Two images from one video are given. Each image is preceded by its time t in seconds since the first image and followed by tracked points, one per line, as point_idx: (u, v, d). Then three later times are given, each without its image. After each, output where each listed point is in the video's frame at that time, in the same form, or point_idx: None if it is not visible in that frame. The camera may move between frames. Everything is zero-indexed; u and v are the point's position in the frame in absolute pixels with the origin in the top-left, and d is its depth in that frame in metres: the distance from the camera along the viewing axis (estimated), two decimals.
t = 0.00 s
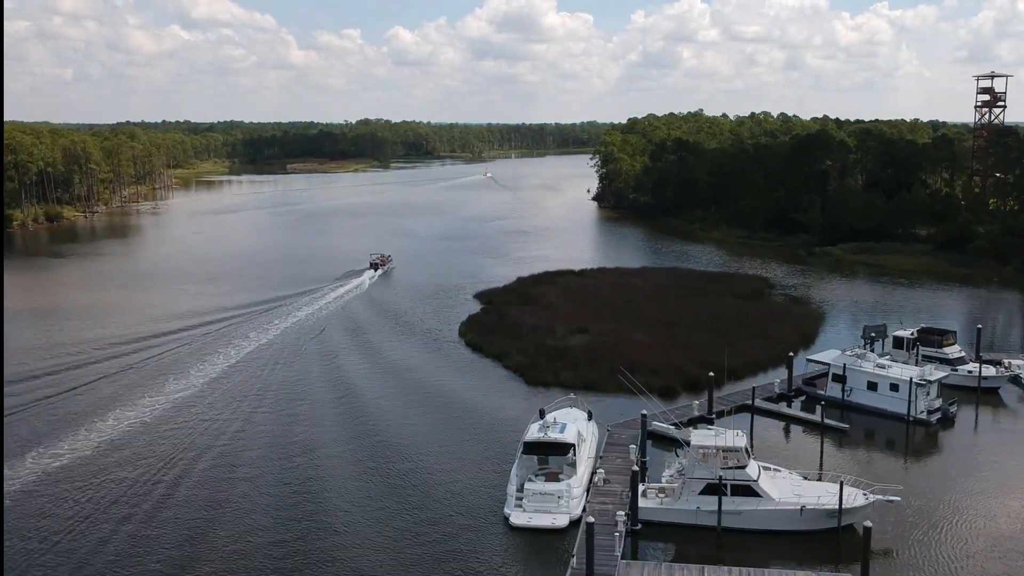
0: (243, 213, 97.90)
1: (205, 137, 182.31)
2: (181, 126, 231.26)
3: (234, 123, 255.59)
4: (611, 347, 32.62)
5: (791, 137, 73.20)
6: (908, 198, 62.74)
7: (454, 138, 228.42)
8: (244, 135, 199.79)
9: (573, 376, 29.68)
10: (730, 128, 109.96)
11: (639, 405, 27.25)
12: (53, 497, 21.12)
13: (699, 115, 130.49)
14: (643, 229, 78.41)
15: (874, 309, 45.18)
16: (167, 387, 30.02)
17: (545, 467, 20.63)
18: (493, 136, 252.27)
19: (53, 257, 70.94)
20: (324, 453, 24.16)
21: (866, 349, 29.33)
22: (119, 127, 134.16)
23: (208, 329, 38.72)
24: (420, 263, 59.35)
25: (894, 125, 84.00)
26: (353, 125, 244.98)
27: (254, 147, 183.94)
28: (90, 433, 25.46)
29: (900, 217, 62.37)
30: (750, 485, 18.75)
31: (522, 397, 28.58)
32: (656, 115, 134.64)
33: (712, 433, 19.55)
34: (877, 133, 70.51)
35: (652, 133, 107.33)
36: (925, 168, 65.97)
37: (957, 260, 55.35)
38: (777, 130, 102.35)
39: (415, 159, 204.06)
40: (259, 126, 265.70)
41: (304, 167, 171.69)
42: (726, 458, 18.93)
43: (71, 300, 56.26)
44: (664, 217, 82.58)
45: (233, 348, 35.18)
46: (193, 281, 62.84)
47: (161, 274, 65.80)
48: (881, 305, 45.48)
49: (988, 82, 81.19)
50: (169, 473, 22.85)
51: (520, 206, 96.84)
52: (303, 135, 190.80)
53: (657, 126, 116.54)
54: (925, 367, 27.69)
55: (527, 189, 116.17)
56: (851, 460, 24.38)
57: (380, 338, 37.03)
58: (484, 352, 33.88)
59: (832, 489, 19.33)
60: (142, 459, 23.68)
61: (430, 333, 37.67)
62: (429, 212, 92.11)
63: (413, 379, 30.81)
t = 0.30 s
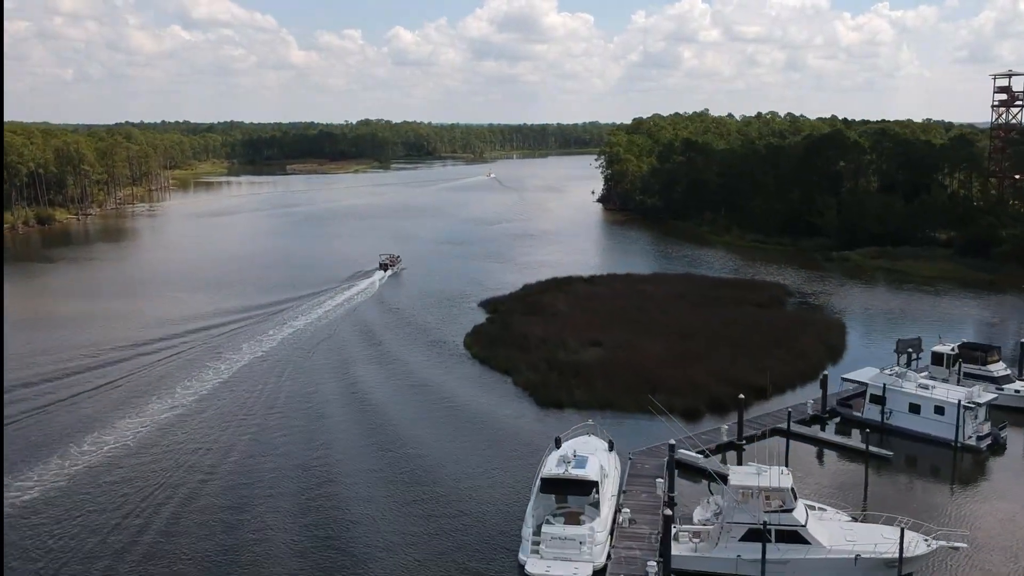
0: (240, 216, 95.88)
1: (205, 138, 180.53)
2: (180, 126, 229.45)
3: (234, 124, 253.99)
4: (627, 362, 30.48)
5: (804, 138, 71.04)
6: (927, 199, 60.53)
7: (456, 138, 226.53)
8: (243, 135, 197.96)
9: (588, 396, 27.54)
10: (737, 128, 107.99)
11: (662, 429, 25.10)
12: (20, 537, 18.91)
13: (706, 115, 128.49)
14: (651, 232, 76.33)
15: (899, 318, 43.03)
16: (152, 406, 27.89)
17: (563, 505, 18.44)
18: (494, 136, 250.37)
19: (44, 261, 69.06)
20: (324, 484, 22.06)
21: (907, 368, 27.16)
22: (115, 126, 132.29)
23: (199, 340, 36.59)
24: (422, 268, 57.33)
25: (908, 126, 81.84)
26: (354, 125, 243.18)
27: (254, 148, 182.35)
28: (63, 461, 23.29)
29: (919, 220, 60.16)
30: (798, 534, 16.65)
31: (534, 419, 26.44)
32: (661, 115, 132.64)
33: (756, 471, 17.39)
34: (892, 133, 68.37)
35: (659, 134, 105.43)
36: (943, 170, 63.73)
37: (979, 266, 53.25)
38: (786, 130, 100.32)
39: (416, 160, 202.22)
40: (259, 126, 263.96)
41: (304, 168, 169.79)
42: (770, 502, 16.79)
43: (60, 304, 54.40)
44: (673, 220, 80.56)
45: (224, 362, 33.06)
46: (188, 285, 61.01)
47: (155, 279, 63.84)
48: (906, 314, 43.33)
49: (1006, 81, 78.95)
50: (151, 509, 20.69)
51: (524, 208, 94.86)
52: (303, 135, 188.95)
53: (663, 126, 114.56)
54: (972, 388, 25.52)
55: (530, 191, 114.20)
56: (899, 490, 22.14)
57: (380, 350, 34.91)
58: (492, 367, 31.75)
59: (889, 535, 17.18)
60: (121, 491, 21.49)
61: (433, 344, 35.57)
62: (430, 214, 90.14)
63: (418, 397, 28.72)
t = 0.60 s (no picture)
0: (236, 218, 93.85)
1: (203, 139, 178.63)
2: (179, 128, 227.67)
3: (234, 124, 252.31)
4: (647, 379, 28.26)
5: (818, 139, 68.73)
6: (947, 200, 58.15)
7: (457, 139, 224.49)
8: (243, 136, 196.12)
9: (608, 421, 25.30)
10: (746, 129, 105.78)
11: (691, 458, 22.86)
12: None
13: (712, 116, 126.29)
14: (659, 236, 74.06)
15: (927, 327, 40.75)
16: (132, 431, 25.71)
17: (588, 558, 16.24)
18: (495, 136, 248.16)
19: (32, 266, 67.05)
20: (325, 526, 20.09)
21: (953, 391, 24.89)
22: (110, 126, 130.22)
23: (186, 354, 34.39)
24: (423, 274, 55.20)
25: (923, 125, 79.50)
26: (355, 126, 241.28)
27: (253, 148, 180.59)
28: (36, 497, 21.19)
29: (939, 224, 57.83)
30: None
31: (550, 449, 24.21)
32: (665, 114, 130.34)
33: (813, 520, 15.35)
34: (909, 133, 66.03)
35: (665, 134, 103.28)
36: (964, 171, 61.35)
37: (1005, 272, 50.94)
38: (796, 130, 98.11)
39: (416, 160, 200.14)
40: (259, 127, 262.17)
41: (304, 168, 167.89)
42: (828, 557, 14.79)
43: (46, 310, 52.42)
44: (681, 223, 78.38)
45: (214, 378, 30.90)
46: (180, 290, 58.98)
47: (148, 284, 61.72)
48: (935, 323, 41.04)
49: None
50: (135, 556, 18.68)
51: (527, 210, 92.72)
52: (303, 136, 187.04)
53: (670, 126, 112.41)
54: None
55: (533, 192, 111.86)
56: (959, 528, 19.88)
57: (381, 364, 32.72)
58: (501, 386, 29.49)
59: None
60: (94, 538, 19.34)
61: (437, 358, 33.31)
62: (431, 216, 87.99)
63: (423, 419, 26.67)
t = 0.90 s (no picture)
0: (232, 221, 91.78)
1: (202, 140, 176.73)
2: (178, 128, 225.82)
3: (233, 125, 250.51)
4: (668, 402, 26.07)
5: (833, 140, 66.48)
6: (968, 204, 55.96)
7: (457, 140, 222.60)
8: (242, 136, 194.26)
9: (628, 448, 23.17)
10: (754, 129, 103.62)
11: (721, 496, 20.77)
12: None
13: (718, 116, 124.20)
14: (668, 240, 71.89)
15: (957, 338, 38.51)
16: (110, 458, 23.52)
17: None
18: (496, 136, 245.95)
19: (20, 270, 65.02)
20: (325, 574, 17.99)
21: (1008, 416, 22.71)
22: (106, 127, 128.27)
23: (173, 369, 32.21)
24: (424, 280, 53.07)
25: (939, 126, 77.20)
26: (355, 126, 239.40)
27: (253, 149, 178.75)
28: None
29: (961, 228, 55.54)
30: None
31: (565, 482, 22.04)
32: (670, 115, 128.12)
33: None
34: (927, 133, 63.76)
35: (672, 134, 101.16)
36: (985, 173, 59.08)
37: None
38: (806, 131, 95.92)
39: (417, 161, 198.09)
40: (258, 127, 260.40)
41: (303, 169, 165.96)
42: None
43: (33, 315, 50.45)
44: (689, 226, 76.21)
45: (202, 397, 28.72)
46: (173, 295, 56.97)
47: (140, 289, 59.76)
48: (965, 333, 38.81)
49: None
50: None
51: (530, 212, 90.61)
52: (302, 136, 185.12)
53: (675, 126, 110.29)
54: None
55: (537, 193, 109.72)
56: None
57: (382, 380, 30.55)
58: (510, 406, 27.34)
59: None
60: None
61: (440, 374, 31.15)
62: (432, 219, 85.90)
63: (430, 444, 24.54)
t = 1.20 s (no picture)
0: (227, 223, 89.67)
1: (198, 140, 174.47)
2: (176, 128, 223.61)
3: (231, 125, 248.42)
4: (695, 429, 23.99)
5: (847, 141, 64.26)
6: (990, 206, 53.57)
7: (457, 140, 220.59)
8: (240, 136, 192.15)
9: (655, 483, 21.10)
10: (761, 129, 101.52)
11: (764, 542, 18.69)
12: None
13: (723, 116, 122.07)
14: (677, 243, 69.60)
15: (992, 347, 36.33)
16: (83, 493, 21.29)
17: None
18: (497, 136, 243.58)
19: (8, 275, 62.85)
20: None
21: None
22: (101, 127, 126.07)
23: (156, 387, 30.01)
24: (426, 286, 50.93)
25: (955, 126, 75.00)
26: (354, 126, 237.34)
27: (250, 149, 176.70)
28: None
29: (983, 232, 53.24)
30: None
31: (587, 523, 19.82)
32: (675, 115, 125.71)
33: None
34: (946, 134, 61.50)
35: (677, 135, 99.01)
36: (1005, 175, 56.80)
37: None
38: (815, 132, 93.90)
39: (416, 162, 195.70)
40: (257, 126, 258.31)
41: (301, 169, 163.95)
42: None
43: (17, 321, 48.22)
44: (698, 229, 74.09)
45: (186, 420, 26.52)
46: (164, 300, 54.85)
47: (131, 294, 57.63)
48: (1000, 344, 36.62)
49: None
50: None
51: (533, 213, 88.51)
52: (301, 136, 183.10)
53: (680, 126, 108.15)
54: None
55: (539, 194, 107.36)
56: None
57: (381, 399, 28.36)
58: (523, 430, 25.23)
59: None
60: None
61: (445, 392, 28.95)
62: (433, 221, 83.76)
63: (436, 475, 22.36)
